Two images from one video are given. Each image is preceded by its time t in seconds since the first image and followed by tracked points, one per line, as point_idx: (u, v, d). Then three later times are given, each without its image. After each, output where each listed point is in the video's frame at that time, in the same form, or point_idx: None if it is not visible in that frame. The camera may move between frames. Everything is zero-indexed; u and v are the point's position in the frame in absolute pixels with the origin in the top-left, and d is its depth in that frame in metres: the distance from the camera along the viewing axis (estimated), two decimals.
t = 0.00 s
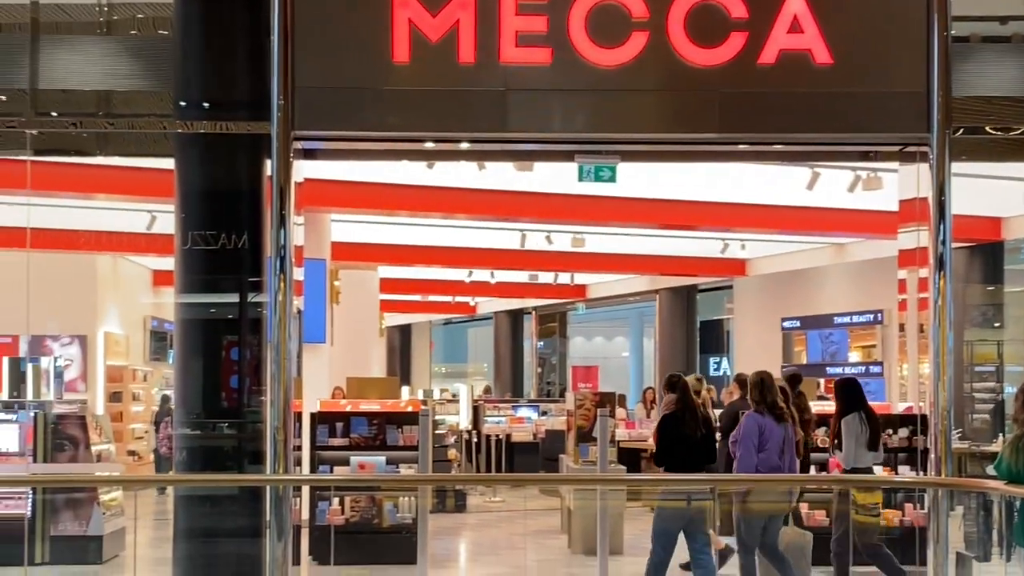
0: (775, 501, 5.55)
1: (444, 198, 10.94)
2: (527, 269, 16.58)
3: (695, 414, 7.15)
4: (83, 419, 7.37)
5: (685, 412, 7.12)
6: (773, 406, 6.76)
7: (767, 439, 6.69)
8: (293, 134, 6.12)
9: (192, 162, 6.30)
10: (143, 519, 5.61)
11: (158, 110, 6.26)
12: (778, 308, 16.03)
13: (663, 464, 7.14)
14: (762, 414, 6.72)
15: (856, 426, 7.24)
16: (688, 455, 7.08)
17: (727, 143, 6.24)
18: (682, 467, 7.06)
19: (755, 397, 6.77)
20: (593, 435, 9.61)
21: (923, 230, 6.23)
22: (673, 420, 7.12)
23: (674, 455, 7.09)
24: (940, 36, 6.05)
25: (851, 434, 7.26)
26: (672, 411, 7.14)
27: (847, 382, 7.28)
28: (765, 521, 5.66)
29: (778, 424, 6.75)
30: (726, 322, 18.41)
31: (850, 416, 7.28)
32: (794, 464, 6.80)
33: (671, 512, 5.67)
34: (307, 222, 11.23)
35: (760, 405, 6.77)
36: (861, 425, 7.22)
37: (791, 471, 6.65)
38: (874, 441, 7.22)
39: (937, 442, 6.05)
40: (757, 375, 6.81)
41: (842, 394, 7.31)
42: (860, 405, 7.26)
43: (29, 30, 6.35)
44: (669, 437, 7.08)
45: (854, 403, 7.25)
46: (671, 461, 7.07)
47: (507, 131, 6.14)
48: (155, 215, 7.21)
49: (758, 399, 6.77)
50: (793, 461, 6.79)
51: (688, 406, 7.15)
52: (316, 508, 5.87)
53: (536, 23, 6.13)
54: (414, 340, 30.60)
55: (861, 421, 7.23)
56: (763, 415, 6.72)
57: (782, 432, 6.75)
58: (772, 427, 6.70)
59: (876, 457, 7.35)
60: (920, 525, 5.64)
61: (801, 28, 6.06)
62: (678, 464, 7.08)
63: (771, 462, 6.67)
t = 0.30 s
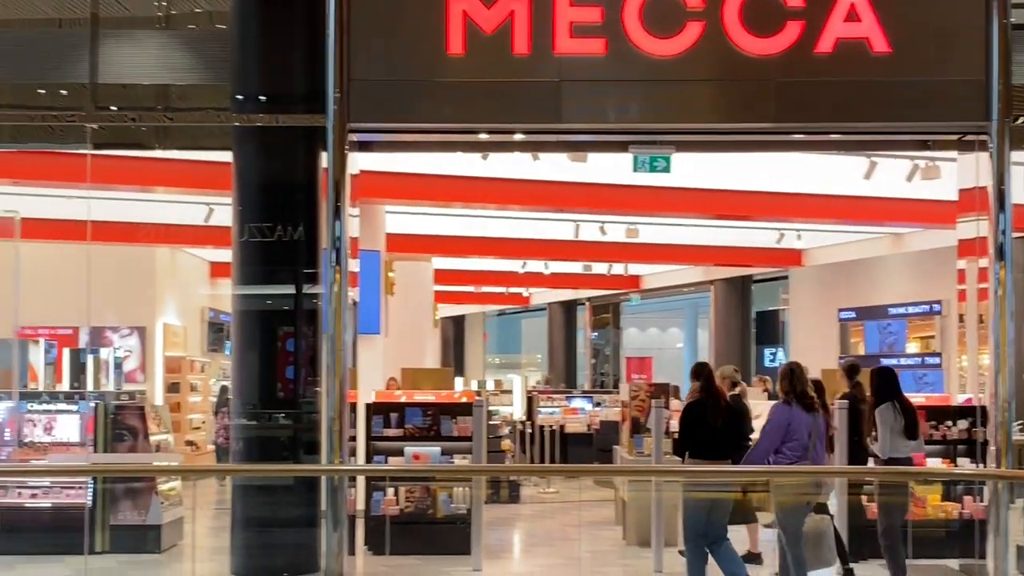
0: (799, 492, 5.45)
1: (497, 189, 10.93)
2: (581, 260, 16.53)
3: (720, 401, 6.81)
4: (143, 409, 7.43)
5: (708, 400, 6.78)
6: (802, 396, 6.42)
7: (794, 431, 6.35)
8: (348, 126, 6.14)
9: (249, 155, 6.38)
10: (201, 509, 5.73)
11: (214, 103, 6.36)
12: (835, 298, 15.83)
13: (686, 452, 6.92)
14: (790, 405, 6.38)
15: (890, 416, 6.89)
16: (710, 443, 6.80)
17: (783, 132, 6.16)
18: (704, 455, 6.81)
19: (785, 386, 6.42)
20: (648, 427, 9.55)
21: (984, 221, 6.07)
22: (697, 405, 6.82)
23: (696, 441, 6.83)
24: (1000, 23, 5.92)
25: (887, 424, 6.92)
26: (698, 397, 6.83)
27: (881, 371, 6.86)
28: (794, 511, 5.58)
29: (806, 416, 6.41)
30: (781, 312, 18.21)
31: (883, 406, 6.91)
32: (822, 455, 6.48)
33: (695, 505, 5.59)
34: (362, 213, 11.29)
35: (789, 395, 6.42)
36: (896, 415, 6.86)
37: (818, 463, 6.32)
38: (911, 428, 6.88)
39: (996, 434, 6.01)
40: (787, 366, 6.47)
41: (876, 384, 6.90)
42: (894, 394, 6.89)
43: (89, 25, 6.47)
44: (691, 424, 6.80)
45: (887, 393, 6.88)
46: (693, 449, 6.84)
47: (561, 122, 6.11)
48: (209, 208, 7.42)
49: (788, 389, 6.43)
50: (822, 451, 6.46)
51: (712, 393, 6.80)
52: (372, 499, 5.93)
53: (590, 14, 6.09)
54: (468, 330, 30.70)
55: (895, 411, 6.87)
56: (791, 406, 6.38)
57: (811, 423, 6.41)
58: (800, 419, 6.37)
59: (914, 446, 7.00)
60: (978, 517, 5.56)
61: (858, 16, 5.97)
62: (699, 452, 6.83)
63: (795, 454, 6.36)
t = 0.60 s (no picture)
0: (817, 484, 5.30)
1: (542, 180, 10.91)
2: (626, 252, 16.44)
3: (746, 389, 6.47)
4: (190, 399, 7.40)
5: (732, 389, 6.44)
6: (829, 390, 6.40)
7: (820, 425, 6.34)
8: (394, 118, 6.10)
9: (294, 149, 6.42)
10: (250, 499, 5.58)
11: (260, 96, 6.42)
12: (883, 287, 15.61)
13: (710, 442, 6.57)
14: (817, 399, 6.37)
15: (923, 410, 6.69)
16: (733, 434, 6.45)
17: (829, 122, 6.09)
18: (726, 446, 6.46)
19: (812, 380, 6.38)
20: (694, 418, 9.47)
21: None
22: (720, 394, 6.49)
23: (719, 432, 6.49)
24: None
25: (917, 418, 6.72)
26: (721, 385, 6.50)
27: (915, 363, 6.72)
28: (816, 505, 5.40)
29: (833, 410, 6.39)
30: (829, 304, 18.01)
31: (915, 400, 6.73)
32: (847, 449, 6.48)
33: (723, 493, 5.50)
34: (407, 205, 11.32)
35: (815, 389, 6.41)
36: (928, 409, 6.69)
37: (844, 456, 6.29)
38: (943, 422, 6.69)
39: None
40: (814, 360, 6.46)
41: (910, 375, 6.74)
42: (927, 388, 6.72)
43: (136, 20, 6.49)
44: (712, 413, 6.46)
45: (920, 386, 6.71)
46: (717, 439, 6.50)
47: (606, 114, 6.07)
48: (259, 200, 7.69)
49: (815, 383, 6.42)
50: (847, 444, 6.45)
51: (737, 382, 6.44)
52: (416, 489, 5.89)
53: (635, 5, 6.05)
54: (512, 321, 30.71)
55: (927, 405, 6.70)
56: (818, 400, 6.37)
57: (837, 417, 6.39)
58: (827, 412, 6.35)
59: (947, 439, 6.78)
60: None
61: (905, 6, 5.90)
62: (724, 443, 6.49)
63: (822, 448, 6.34)
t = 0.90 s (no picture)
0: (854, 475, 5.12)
1: (596, 171, 10.86)
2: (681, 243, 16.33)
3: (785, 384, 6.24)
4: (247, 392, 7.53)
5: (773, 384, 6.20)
6: (866, 377, 6.27)
7: (861, 414, 6.22)
8: (448, 111, 6.16)
9: (350, 142, 6.48)
10: (305, 490, 5.68)
11: (315, 90, 6.47)
12: (942, 278, 15.26)
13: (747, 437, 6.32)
14: (856, 388, 6.24)
15: (961, 401, 6.50)
16: (772, 428, 6.20)
17: (886, 111, 6.00)
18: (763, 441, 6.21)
19: (849, 369, 6.23)
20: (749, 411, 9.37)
21: None
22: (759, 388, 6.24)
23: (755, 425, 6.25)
24: None
25: (956, 410, 6.53)
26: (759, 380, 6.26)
27: (957, 352, 6.50)
28: (845, 493, 5.27)
29: (872, 397, 6.27)
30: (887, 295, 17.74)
31: (954, 389, 6.53)
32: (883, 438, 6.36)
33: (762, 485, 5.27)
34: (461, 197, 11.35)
35: (852, 378, 6.26)
36: (968, 400, 6.49)
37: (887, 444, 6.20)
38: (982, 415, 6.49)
39: None
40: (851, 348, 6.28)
41: (951, 365, 6.51)
42: (968, 378, 6.51)
43: (194, 15, 6.54)
44: (751, 407, 6.21)
45: (961, 376, 6.50)
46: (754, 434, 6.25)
47: (660, 105, 6.02)
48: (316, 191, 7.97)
49: (852, 372, 6.25)
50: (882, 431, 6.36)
51: (777, 377, 6.21)
52: (471, 480, 5.84)
53: None
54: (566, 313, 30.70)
55: (967, 396, 6.50)
56: (855, 389, 6.24)
57: (874, 405, 6.27)
58: (868, 400, 6.23)
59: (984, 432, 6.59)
60: None
61: None
62: (761, 438, 6.24)
63: (863, 437, 6.22)
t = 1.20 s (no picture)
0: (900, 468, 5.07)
1: (659, 162, 10.79)
2: (744, 233, 16.16)
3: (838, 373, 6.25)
4: (311, 383, 7.63)
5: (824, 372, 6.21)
6: (911, 372, 6.11)
7: (904, 409, 6.06)
8: (511, 103, 6.16)
9: (412, 133, 6.45)
10: (370, 480, 5.65)
11: (381, 84, 6.54)
12: (1011, 269, 14.74)
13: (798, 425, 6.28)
14: (898, 383, 6.08)
15: (1015, 391, 6.36)
16: (821, 417, 6.17)
17: (955, 99, 5.91)
18: (811, 429, 6.17)
19: (893, 363, 6.08)
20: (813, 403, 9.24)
21: None
22: (809, 377, 6.26)
23: (804, 415, 6.23)
24: None
25: (1010, 401, 6.39)
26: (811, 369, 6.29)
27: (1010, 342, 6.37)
28: (892, 487, 5.19)
29: (916, 391, 6.10)
30: (956, 285, 17.38)
31: (1008, 380, 6.40)
32: (927, 433, 6.18)
33: (806, 479, 5.29)
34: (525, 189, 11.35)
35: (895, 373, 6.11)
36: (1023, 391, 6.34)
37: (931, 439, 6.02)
38: None
39: None
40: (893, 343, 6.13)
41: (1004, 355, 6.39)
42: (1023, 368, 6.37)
43: (260, 9, 6.62)
44: (802, 394, 6.20)
45: (1015, 366, 6.37)
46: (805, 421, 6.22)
47: (725, 95, 5.96)
48: (380, 183, 8.20)
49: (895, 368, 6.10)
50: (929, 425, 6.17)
51: (829, 365, 6.23)
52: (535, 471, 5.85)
53: None
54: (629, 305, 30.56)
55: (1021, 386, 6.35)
56: (898, 383, 6.07)
57: (918, 400, 6.10)
58: (910, 394, 6.07)
59: None
60: None
61: None
62: (812, 425, 6.20)
63: (907, 431, 6.06)
